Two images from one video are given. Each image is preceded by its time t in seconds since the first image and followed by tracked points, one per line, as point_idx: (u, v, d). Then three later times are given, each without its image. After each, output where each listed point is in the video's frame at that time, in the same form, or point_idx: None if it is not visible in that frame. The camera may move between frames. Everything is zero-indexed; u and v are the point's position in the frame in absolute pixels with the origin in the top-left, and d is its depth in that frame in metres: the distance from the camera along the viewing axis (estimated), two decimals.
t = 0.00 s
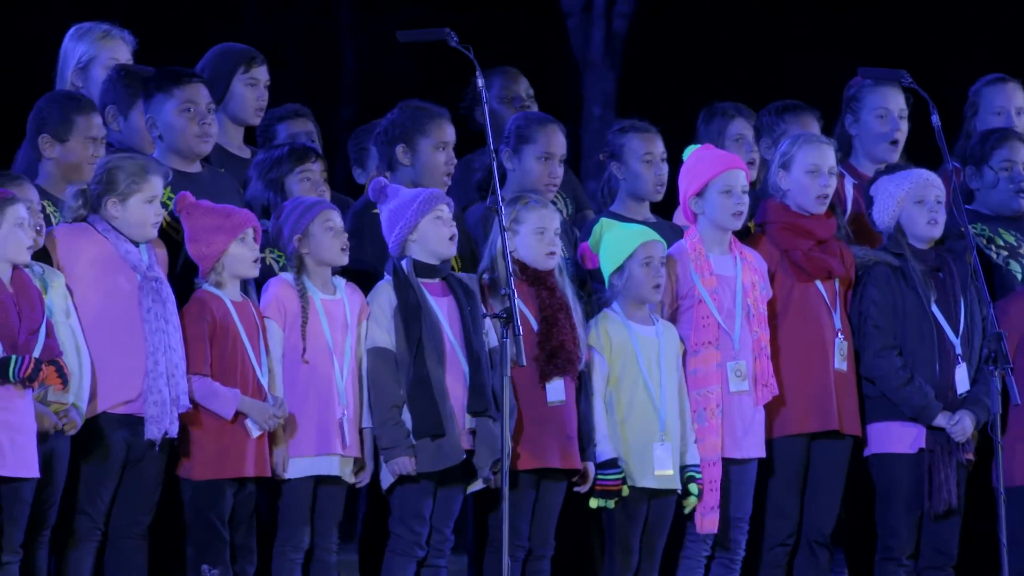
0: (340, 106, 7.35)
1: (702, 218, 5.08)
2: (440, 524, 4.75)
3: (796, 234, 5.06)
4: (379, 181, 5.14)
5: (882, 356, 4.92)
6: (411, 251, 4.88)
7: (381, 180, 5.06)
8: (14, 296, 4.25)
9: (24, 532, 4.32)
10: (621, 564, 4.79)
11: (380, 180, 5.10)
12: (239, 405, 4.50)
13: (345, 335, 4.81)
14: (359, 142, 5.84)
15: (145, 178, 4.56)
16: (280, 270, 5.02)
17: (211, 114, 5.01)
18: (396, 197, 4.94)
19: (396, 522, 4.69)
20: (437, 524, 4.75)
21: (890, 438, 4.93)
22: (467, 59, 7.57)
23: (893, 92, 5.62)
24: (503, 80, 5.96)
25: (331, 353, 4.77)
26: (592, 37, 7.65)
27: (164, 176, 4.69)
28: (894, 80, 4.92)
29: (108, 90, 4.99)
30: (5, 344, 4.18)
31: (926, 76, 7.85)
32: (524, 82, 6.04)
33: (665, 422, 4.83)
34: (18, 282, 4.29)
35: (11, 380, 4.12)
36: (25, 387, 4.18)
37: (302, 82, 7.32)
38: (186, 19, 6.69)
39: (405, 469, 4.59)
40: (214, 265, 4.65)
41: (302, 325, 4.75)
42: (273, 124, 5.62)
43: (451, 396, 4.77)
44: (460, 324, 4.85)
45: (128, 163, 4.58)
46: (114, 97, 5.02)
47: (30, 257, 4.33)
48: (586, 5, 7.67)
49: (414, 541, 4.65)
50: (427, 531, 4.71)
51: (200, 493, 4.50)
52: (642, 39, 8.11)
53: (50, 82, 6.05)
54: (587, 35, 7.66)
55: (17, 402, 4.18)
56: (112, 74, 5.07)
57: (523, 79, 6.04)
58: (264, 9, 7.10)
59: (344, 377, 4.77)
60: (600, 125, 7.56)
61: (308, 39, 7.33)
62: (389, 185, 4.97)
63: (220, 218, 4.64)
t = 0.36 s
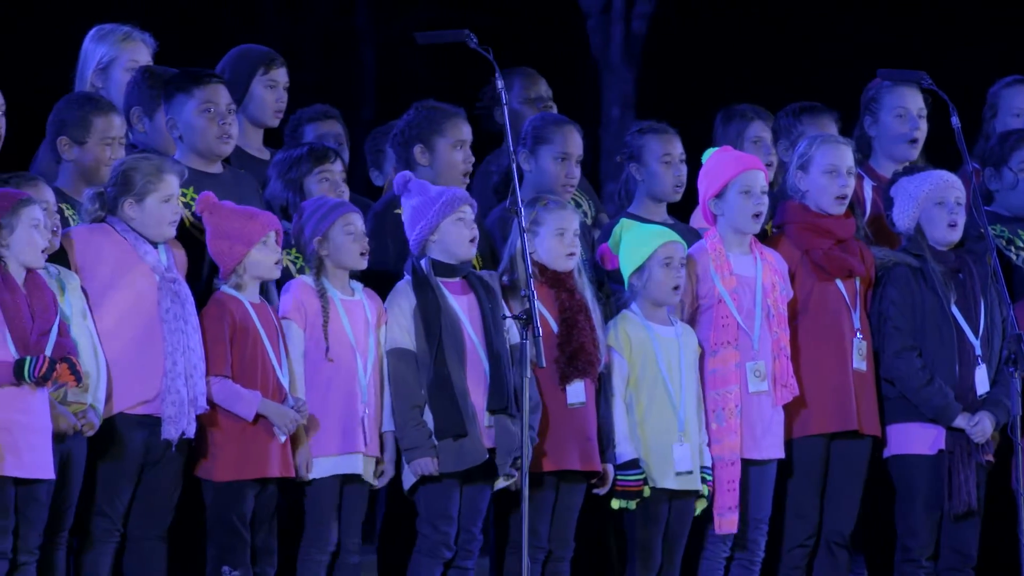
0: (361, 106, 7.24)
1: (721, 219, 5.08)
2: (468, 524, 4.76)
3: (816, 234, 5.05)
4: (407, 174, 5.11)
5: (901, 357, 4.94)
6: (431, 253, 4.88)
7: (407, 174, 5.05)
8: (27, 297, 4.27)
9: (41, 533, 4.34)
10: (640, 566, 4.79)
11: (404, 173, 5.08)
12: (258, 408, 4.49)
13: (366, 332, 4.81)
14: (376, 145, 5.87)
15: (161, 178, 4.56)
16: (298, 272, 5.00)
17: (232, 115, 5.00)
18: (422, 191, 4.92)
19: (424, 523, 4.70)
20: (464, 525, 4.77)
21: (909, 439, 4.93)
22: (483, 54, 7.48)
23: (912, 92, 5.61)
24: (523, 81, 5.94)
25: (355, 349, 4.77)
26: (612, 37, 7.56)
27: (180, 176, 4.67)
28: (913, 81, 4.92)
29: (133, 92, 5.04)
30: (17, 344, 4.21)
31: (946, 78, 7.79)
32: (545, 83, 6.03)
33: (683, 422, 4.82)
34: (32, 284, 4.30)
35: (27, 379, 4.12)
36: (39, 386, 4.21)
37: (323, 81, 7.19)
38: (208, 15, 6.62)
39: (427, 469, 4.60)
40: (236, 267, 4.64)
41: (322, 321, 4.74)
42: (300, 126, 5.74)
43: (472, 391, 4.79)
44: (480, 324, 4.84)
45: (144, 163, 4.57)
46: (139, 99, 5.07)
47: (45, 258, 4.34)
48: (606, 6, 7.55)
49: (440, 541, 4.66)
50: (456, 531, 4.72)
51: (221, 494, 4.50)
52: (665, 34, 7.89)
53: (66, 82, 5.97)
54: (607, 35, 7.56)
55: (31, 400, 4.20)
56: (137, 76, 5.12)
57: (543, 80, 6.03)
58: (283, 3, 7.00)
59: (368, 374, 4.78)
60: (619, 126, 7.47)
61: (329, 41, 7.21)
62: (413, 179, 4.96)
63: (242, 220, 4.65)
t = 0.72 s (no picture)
0: (377, 109, 7.28)
1: (738, 220, 5.08)
2: (481, 526, 4.76)
3: (832, 235, 5.04)
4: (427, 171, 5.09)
5: (918, 359, 4.93)
6: (447, 253, 4.88)
7: (429, 171, 5.05)
8: (42, 297, 4.28)
9: (57, 535, 4.34)
10: (657, 567, 4.77)
11: (427, 169, 5.06)
12: (273, 408, 4.50)
13: (379, 335, 4.80)
14: (392, 145, 5.86)
15: (178, 180, 4.54)
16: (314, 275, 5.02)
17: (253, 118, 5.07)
18: (443, 190, 4.92)
19: (440, 525, 4.69)
20: (476, 526, 4.76)
21: (925, 441, 4.94)
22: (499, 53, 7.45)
23: (928, 93, 5.61)
24: (539, 82, 5.94)
25: (367, 352, 4.76)
26: (627, 39, 7.62)
27: (197, 177, 4.65)
28: (930, 82, 4.92)
29: (148, 93, 5.05)
30: (32, 346, 4.23)
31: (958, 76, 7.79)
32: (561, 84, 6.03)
33: (696, 423, 4.83)
34: (47, 284, 4.31)
35: (45, 381, 4.11)
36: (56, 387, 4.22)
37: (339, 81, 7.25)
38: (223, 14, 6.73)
39: (439, 471, 4.60)
40: (255, 269, 4.65)
41: (334, 325, 4.73)
42: (312, 127, 5.79)
43: (486, 393, 4.78)
44: (495, 324, 4.84)
45: (161, 166, 4.55)
46: (155, 100, 5.08)
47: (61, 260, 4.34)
48: (622, 9, 7.63)
49: (454, 542, 4.65)
50: (468, 532, 4.71)
51: (239, 495, 4.51)
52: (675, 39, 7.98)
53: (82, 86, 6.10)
54: (622, 37, 7.63)
55: (48, 401, 4.22)
56: (153, 77, 5.13)
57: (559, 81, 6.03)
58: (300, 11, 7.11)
59: (380, 376, 4.77)
60: (634, 128, 7.53)
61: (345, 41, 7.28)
62: (435, 177, 4.95)
63: (263, 224, 4.65)
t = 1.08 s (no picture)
0: (397, 109, 7.25)
1: (759, 221, 5.08)
2: (497, 526, 4.76)
3: (852, 237, 5.04)
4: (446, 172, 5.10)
5: (937, 360, 4.94)
6: (464, 255, 4.88)
7: (449, 172, 5.06)
8: (64, 299, 4.27)
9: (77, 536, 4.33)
10: (676, 568, 4.77)
11: (446, 170, 5.06)
12: (299, 408, 4.50)
13: (395, 348, 4.76)
14: (413, 146, 5.85)
15: (202, 183, 4.55)
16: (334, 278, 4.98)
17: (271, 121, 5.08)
18: (461, 190, 4.92)
19: (453, 526, 4.71)
20: (493, 527, 4.77)
21: (945, 443, 4.94)
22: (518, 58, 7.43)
23: (948, 95, 5.63)
24: (558, 83, 5.96)
25: (382, 364, 4.73)
26: (647, 41, 7.69)
27: (221, 181, 4.67)
28: (950, 84, 4.93)
29: (164, 93, 5.03)
30: (53, 347, 4.21)
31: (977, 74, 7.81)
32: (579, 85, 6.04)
33: (714, 425, 4.82)
34: (69, 286, 4.29)
35: (63, 387, 4.15)
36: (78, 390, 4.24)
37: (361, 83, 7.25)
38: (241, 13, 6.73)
39: (454, 473, 4.61)
40: (277, 270, 4.65)
41: (352, 335, 4.71)
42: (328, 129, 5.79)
43: (502, 394, 4.77)
44: (512, 326, 4.84)
45: (186, 168, 4.58)
46: (169, 100, 5.06)
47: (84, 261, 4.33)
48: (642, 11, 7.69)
49: (470, 544, 4.67)
50: (485, 534, 4.73)
51: (261, 497, 4.50)
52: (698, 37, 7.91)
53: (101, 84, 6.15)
54: (643, 38, 7.69)
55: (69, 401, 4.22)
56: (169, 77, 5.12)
57: (578, 83, 6.04)
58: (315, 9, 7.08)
59: (394, 391, 4.74)
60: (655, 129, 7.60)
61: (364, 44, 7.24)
62: (454, 177, 4.96)
63: (286, 224, 4.65)
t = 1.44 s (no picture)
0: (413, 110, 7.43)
1: (777, 222, 5.08)
2: (513, 529, 4.75)
3: (869, 238, 5.05)
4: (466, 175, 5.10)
5: (955, 361, 4.94)
6: (481, 257, 4.89)
7: (467, 174, 5.08)
8: (84, 300, 4.28)
9: (97, 538, 4.33)
10: (694, 567, 4.78)
11: (464, 170, 5.07)
12: (320, 408, 4.50)
13: (415, 345, 4.76)
14: (429, 148, 5.87)
15: (225, 185, 4.56)
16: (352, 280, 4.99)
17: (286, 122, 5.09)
18: (477, 192, 4.94)
19: (470, 528, 4.70)
20: (508, 529, 4.76)
21: (962, 443, 4.95)
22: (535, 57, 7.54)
23: (965, 96, 5.65)
24: (575, 85, 5.99)
25: (400, 362, 4.73)
26: (665, 41, 7.80)
27: (244, 183, 4.69)
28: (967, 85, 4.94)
29: (177, 94, 5.05)
30: (73, 348, 4.20)
31: (993, 74, 7.79)
32: (596, 87, 6.06)
33: (733, 425, 4.82)
34: (89, 287, 4.31)
35: (82, 387, 4.13)
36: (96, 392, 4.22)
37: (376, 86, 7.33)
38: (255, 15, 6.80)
39: (472, 476, 4.60)
40: (295, 273, 4.66)
41: (372, 329, 4.72)
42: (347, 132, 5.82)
43: (520, 396, 4.77)
44: (529, 329, 4.84)
45: (210, 169, 4.59)
46: (183, 101, 5.08)
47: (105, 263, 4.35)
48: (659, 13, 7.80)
49: (487, 546, 4.66)
50: (502, 535, 4.72)
51: (280, 497, 4.50)
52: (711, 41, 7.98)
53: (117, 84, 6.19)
54: (660, 39, 7.80)
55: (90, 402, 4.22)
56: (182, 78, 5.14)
57: (595, 84, 6.06)
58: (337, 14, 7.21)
59: (411, 388, 4.73)
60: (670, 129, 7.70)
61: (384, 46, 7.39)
62: (470, 180, 4.95)
63: (306, 231, 4.65)
